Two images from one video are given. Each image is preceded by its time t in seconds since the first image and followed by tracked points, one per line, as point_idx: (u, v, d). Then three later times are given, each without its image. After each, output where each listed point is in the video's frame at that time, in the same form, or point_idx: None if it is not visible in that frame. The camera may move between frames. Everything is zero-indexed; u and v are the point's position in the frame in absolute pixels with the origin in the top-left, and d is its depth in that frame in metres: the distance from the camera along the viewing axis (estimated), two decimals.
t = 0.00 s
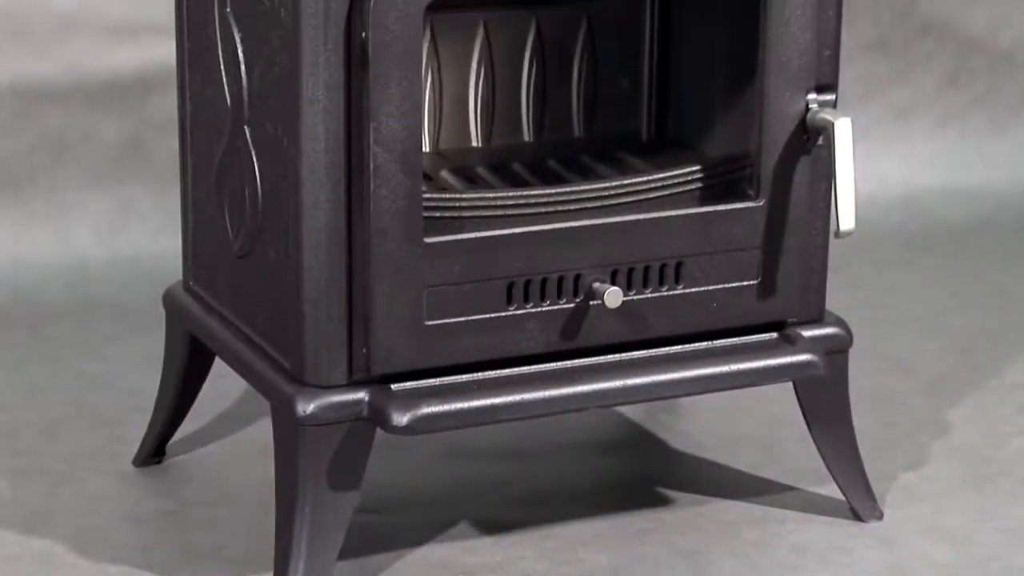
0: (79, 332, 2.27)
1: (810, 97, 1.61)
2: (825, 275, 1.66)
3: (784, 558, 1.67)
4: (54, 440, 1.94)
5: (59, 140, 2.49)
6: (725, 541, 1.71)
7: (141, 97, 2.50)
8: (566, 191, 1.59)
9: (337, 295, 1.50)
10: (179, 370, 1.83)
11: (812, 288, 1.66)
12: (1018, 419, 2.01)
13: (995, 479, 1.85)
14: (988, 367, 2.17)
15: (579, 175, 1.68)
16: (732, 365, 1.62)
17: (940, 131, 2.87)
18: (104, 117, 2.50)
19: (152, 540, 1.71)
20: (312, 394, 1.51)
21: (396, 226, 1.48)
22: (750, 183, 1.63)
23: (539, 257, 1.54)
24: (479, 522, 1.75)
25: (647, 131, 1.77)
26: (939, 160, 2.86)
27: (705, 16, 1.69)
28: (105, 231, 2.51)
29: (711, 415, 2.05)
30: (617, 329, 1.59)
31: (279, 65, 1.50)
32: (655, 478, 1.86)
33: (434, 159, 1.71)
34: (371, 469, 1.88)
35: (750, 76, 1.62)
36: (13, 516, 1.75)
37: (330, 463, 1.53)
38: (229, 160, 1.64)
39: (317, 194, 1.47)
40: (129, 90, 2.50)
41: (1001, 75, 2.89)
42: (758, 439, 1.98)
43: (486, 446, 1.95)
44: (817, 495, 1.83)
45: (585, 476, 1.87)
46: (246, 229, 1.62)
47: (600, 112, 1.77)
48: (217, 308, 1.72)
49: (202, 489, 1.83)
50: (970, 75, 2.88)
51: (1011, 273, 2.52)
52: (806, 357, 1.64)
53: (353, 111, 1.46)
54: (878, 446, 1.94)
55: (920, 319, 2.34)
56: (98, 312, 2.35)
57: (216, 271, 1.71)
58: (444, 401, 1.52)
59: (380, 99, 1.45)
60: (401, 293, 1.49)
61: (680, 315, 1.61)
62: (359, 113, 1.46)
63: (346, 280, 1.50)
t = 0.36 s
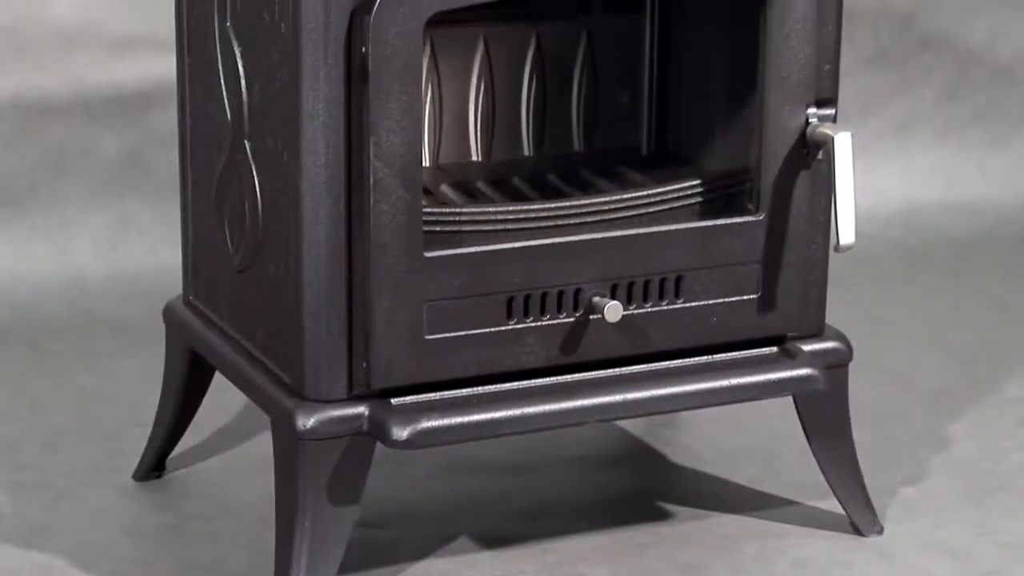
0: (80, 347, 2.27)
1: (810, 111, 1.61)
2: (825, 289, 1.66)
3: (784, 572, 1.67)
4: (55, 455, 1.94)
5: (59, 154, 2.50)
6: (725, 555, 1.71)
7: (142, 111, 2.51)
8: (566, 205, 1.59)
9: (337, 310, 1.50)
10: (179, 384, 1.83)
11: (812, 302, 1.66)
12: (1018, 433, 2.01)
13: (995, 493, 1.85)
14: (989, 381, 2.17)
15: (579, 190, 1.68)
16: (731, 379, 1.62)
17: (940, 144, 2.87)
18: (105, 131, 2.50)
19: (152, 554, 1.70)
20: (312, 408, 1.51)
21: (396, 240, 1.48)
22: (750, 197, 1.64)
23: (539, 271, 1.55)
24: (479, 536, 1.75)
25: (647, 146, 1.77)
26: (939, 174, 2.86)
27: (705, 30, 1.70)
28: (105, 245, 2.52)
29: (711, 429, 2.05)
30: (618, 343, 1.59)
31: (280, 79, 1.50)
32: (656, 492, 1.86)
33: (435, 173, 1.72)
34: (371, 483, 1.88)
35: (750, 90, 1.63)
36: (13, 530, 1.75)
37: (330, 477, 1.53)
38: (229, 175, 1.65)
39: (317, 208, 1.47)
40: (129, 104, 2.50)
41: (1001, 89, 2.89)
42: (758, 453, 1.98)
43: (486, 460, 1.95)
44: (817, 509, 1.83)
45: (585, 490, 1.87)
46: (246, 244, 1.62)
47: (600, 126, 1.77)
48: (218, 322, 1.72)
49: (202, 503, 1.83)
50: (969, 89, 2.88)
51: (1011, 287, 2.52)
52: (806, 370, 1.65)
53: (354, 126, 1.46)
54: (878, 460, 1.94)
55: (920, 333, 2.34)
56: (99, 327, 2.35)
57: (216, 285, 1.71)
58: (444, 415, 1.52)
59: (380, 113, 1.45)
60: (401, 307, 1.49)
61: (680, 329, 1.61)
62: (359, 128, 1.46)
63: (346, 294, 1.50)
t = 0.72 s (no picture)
0: (80, 362, 2.27)
1: (809, 127, 1.61)
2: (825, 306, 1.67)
3: None
4: (55, 471, 1.94)
5: (59, 170, 2.50)
6: (726, 571, 1.71)
7: (142, 127, 2.51)
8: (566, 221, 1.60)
9: (337, 326, 1.50)
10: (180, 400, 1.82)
11: (812, 318, 1.67)
12: (1018, 449, 2.00)
13: (995, 509, 1.85)
14: (989, 397, 2.17)
15: (579, 206, 1.69)
16: (732, 395, 1.62)
17: (941, 160, 2.87)
18: (105, 146, 2.50)
19: (151, 570, 1.70)
20: (312, 424, 1.51)
21: (396, 256, 1.48)
22: (750, 213, 1.64)
23: (539, 287, 1.55)
24: (478, 551, 1.75)
25: (647, 161, 1.78)
26: (941, 189, 2.86)
27: (705, 46, 1.70)
28: (107, 260, 2.51)
29: (711, 445, 2.05)
30: (618, 359, 1.59)
31: (280, 95, 1.50)
32: (656, 508, 1.86)
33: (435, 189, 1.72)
34: (371, 499, 1.88)
35: (749, 106, 1.63)
36: (13, 546, 1.75)
37: (331, 492, 1.53)
38: (229, 190, 1.65)
39: (318, 224, 1.47)
40: (129, 121, 2.50)
41: (1001, 105, 2.90)
42: (758, 469, 1.98)
43: (487, 476, 1.95)
44: (817, 525, 1.82)
45: (586, 506, 1.87)
46: (247, 260, 1.62)
47: (600, 142, 1.77)
48: (218, 338, 1.72)
49: (202, 519, 1.83)
50: (969, 105, 2.88)
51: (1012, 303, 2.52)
52: (806, 387, 1.65)
53: (354, 143, 1.47)
54: (878, 476, 1.94)
55: (920, 349, 2.34)
56: (99, 342, 2.35)
57: (216, 301, 1.71)
58: (444, 431, 1.52)
59: (380, 129, 1.45)
60: (401, 323, 1.49)
61: (680, 345, 1.61)
62: (360, 143, 1.46)
63: (346, 310, 1.50)
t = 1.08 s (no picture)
0: (80, 378, 2.27)
1: (809, 143, 1.61)
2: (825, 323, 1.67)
3: None
4: (54, 487, 1.94)
5: (59, 186, 2.50)
6: None
7: (142, 143, 2.51)
8: (566, 238, 1.60)
9: (337, 342, 1.50)
10: (180, 417, 1.82)
11: (811, 335, 1.67)
12: (1018, 466, 2.00)
13: (995, 526, 1.85)
14: (988, 414, 2.16)
15: (579, 223, 1.69)
16: (731, 411, 1.62)
17: (941, 177, 2.87)
18: (105, 162, 2.50)
19: None
20: (312, 441, 1.51)
21: (396, 272, 1.48)
22: (750, 230, 1.64)
23: (538, 304, 1.55)
24: (477, 568, 1.75)
25: (647, 177, 1.78)
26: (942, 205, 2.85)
27: (705, 63, 1.70)
28: (106, 275, 2.51)
29: (711, 461, 2.05)
30: (618, 376, 1.59)
31: (279, 112, 1.50)
32: (656, 525, 1.86)
33: (435, 206, 1.72)
34: (371, 516, 1.88)
35: (748, 123, 1.63)
36: (12, 562, 1.75)
37: (331, 509, 1.53)
38: (229, 207, 1.65)
39: (318, 240, 1.48)
40: (129, 137, 2.50)
41: (1000, 122, 2.90)
42: (758, 486, 1.97)
43: (488, 492, 1.95)
44: (817, 542, 1.82)
45: (586, 523, 1.87)
46: (247, 277, 1.62)
47: (599, 159, 1.77)
48: (218, 355, 1.72)
49: (202, 536, 1.83)
50: (968, 122, 2.88)
51: (1012, 320, 2.52)
52: (806, 404, 1.64)
53: (354, 160, 1.47)
54: (878, 492, 1.94)
55: (920, 366, 2.34)
56: (99, 357, 2.34)
57: (216, 318, 1.71)
58: (444, 447, 1.51)
59: (380, 146, 1.45)
60: (401, 339, 1.49)
61: (680, 361, 1.61)
62: (360, 160, 1.47)
63: (346, 326, 1.50)
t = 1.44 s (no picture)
0: (82, 392, 2.27)
1: (809, 158, 1.61)
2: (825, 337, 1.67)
3: None
4: (55, 502, 1.94)
5: (59, 201, 2.50)
6: None
7: (142, 158, 2.51)
8: (566, 253, 1.60)
9: (337, 356, 1.50)
10: (180, 432, 1.82)
11: (812, 350, 1.67)
12: (1018, 481, 2.00)
13: (995, 540, 1.85)
14: (988, 429, 2.16)
15: (579, 237, 1.69)
16: (732, 426, 1.62)
17: (941, 191, 2.86)
18: (105, 176, 2.50)
19: None
20: (312, 455, 1.51)
21: (396, 287, 1.48)
22: (750, 244, 1.64)
23: (538, 318, 1.55)
24: None
25: (647, 192, 1.77)
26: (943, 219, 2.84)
27: (705, 78, 1.70)
28: (107, 290, 2.50)
29: (711, 475, 2.05)
30: (618, 391, 1.59)
31: (279, 127, 1.50)
32: (656, 539, 1.86)
33: (435, 221, 1.73)
34: (371, 531, 1.88)
35: (748, 137, 1.63)
36: None
37: (331, 524, 1.53)
38: (230, 222, 1.65)
39: (318, 255, 1.48)
40: (129, 153, 2.50)
41: (1000, 136, 2.89)
42: (758, 500, 1.97)
43: (488, 507, 1.95)
44: (818, 556, 1.82)
45: (586, 537, 1.87)
46: (247, 292, 1.62)
47: (599, 174, 1.77)
48: (218, 369, 1.72)
49: (202, 550, 1.83)
50: (968, 137, 2.88)
51: (1012, 335, 2.51)
52: (806, 418, 1.64)
53: (354, 175, 1.47)
54: (878, 507, 1.94)
55: (921, 380, 2.33)
56: (99, 372, 2.34)
57: (216, 332, 1.71)
58: (444, 462, 1.52)
59: (380, 161, 1.45)
60: (401, 354, 1.49)
61: (680, 375, 1.61)
62: (360, 175, 1.47)
63: (346, 341, 1.50)
